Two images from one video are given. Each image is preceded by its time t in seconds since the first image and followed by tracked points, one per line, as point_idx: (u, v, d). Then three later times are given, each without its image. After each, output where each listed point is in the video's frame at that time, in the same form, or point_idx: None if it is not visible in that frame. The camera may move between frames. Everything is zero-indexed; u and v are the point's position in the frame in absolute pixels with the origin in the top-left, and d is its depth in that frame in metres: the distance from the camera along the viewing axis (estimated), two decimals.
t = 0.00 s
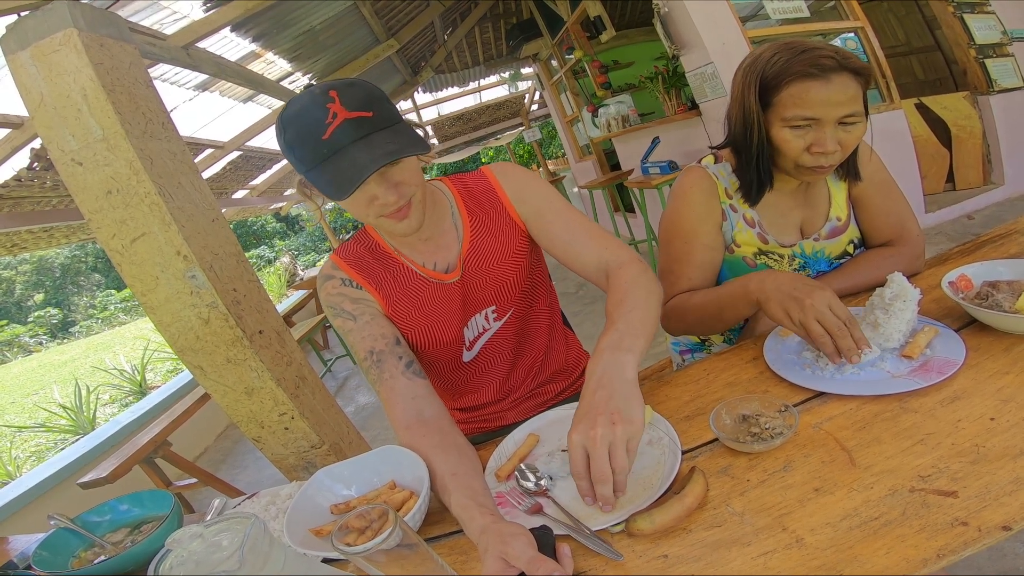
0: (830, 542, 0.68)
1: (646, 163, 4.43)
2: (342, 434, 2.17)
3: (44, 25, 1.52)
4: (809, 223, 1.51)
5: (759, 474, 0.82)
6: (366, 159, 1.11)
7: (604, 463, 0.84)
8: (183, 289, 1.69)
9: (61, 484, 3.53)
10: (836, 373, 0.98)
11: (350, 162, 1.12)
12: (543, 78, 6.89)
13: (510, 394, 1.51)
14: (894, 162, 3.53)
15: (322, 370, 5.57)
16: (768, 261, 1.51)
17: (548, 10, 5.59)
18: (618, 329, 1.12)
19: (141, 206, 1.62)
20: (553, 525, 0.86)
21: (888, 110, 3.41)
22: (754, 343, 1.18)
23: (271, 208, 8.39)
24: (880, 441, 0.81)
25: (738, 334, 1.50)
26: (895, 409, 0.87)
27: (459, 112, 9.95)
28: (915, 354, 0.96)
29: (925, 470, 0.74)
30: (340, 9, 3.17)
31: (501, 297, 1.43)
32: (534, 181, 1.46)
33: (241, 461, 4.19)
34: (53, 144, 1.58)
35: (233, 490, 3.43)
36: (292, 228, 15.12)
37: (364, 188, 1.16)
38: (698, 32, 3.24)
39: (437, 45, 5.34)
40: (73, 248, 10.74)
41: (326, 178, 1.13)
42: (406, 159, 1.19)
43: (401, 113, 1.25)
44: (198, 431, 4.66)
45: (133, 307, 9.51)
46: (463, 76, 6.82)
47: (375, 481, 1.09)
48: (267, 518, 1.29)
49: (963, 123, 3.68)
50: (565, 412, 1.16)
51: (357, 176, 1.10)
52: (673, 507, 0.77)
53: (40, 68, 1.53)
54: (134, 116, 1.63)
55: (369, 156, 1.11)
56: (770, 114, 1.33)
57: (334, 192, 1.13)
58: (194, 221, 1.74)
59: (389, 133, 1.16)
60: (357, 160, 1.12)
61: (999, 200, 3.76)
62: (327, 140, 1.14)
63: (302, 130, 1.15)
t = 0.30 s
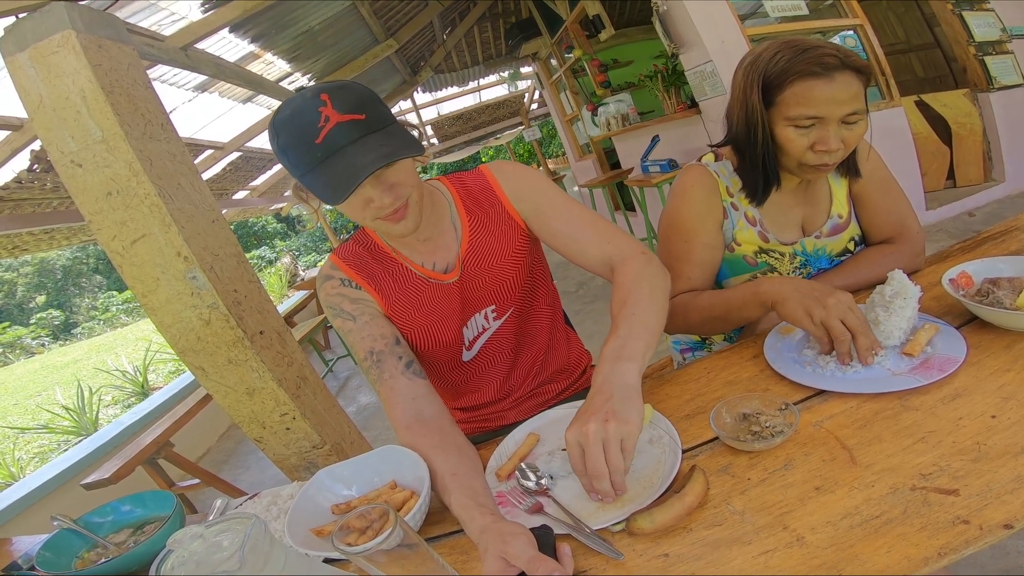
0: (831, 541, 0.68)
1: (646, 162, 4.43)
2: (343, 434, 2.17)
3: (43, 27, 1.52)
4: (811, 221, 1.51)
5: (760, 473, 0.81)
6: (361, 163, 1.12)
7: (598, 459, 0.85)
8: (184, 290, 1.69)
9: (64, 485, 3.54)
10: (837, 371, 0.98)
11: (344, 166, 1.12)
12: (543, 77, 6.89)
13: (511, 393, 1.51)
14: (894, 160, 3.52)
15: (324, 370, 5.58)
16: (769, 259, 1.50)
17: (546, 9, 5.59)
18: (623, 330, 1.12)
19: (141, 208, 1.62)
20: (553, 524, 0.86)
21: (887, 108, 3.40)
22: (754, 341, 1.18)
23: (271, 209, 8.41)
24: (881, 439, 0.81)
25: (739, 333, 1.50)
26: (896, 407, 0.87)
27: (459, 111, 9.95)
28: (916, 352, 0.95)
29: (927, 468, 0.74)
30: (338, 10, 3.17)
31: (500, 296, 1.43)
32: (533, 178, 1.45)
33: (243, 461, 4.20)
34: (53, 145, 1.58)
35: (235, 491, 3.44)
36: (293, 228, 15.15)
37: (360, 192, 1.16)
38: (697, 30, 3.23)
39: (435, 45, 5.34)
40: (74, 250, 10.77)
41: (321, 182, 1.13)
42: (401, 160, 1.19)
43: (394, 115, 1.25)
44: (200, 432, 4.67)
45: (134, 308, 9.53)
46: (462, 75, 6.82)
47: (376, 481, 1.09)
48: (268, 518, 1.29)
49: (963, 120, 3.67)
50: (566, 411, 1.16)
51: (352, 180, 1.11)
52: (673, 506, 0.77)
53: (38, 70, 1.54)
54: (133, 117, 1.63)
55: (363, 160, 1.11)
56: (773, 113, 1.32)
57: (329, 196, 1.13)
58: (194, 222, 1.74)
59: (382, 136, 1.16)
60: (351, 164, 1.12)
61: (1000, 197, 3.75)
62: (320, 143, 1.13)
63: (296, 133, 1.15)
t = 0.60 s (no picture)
0: (835, 538, 0.68)
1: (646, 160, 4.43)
2: (346, 434, 2.18)
3: (44, 28, 1.52)
4: (812, 219, 1.51)
5: (764, 471, 0.81)
6: (360, 165, 1.12)
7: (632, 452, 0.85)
8: (187, 290, 1.70)
9: (68, 486, 3.56)
10: (840, 368, 0.98)
11: (342, 168, 1.12)
12: (542, 76, 6.89)
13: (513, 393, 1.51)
14: (895, 157, 3.51)
15: (326, 370, 5.59)
16: (770, 258, 1.50)
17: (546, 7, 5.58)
18: (631, 332, 1.12)
19: (143, 208, 1.62)
20: (557, 522, 0.87)
21: (888, 106, 3.39)
22: (757, 338, 1.18)
23: (272, 209, 8.42)
24: (885, 437, 0.81)
25: (741, 332, 1.50)
26: (899, 405, 0.87)
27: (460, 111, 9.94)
28: (919, 349, 0.95)
29: (930, 465, 0.74)
30: (337, 10, 3.17)
31: (502, 296, 1.43)
32: (534, 178, 1.45)
33: (246, 461, 4.21)
34: (54, 146, 1.59)
35: (239, 491, 3.45)
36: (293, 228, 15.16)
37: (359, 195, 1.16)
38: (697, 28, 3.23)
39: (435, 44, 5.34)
40: (77, 251, 10.80)
41: (320, 186, 1.14)
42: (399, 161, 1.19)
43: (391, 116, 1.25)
44: (203, 432, 4.68)
45: (137, 309, 9.55)
46: (462, 75, 6.82)
47: (379, 481, 1.10)
48: (272, 518, 1.30)
49: (964, 117, 3.67)
50: (569, 410, 1.16)
51: (351, 182, 1.11)
52: (677, 505, 0.77)
53: (39, 71, 1.54)
54: (134, 118, 1.63)
55: (361, 162, 1.12)
56: (771, 112, 1.32)
57: (328, 199, 1.13)
58: (196, 222, 1.74)
59: (379, 137, 1.16)
60: (350, 166, 1.12)
61: (1002, 194, 3.74)
62: (318, 148, 1.14)
63: (294, 136, 1.16)
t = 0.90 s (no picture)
0: (832, 542, 0.67)
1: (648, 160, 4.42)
2: (346, 434, 2.17)
3: (44, 28, 1.52)
4: (812, 222, 1.50)
5: (761, 473, 0.81)
6: (364, 155, 1.12)
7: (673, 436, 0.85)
8: (187, 290, 1.70)
9: (69, 485, 3.57)
10: (839, 371, 0.97)
11: (345, 161, 1.12)
12: (544, 76, 6.88)
13: (513, 393, 1.50)
14: (898, 157, 3.50)
15: (327, 369, 5.59)
16: (771, 263, 1.50)
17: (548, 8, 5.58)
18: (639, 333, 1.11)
19: (144, 209, 1.62)
20: (553, 524, 0.86)
21: (889, 106, 3.38)
22: (756, 340, 1.17)
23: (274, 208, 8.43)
24: (883, 439, 0.80)
25: (740, 334, 1.50)
26: (898, 407, 0.86)
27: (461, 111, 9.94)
28: (919, 351, 0.94)
29: (929, 468, 0.73)
30: (339, 10, 3.18)
31: (504, 295, 1.42)
32: (536, 178, 1.45)
33: (247, 461, 4.22)
34: (55, 146, 1.59)
35: (239, 490, 3.45)
36: (295, 228, 15.18)
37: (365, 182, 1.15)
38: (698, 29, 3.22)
39: (437, 44, 5.34)
40: (79, 251, 10.85)
41: (325, 176, 1.13)
42: (403, 155, 1.18)
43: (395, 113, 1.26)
44: (204, 432, 4.68)
45: (139, 308, 9.57)
46: (464, 75, 6.82)
47: (377, 482, 1.09)
48: (270, 519, 1.30)
49: (966, 117, 3.65)
50: (568, 411, 1.16)
51: (353, 173, 1.10)
52: (673, 507, 0.76)
53: (40, 71, 1.54)
54: (136, 118, 1.64)
55: (364, 154, 1.11)
56: (767, 115, 1.31)
57: (333, 189, 1.12)
58: (196, 222, 1.74)
59: (384, 129, 1.17)
60: (353, 158, 1.11)
61: (1005, 194, 3.72)
62: (323, 139, 1.14)
63: (298, 132, 1.16)
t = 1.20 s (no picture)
0: (825, 549, 0.66)
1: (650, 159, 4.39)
2: (346, 435, 2.17)
3: (41, 31, 1.52)
4: (812, 227, 1.47)
5: (755, 478, 0.79)
6: (369, 138, 1.11)
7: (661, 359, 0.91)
8: (186, 293, 1.70)
9: (73, 485, 3.59)
10: (836, 373, 0.95)
11: (345, 148, 1.11)
12: (546, 76, 6.86)
13: (511, 394, 1.49)
14: (901, 155, 3.47)
15: (329, 370, 5.61)
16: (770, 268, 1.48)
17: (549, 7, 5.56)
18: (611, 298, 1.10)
19: (142, 211, 1.62)
20: (545, 529, 0.85)
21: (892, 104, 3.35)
22: (753, 342, 1.16)
23: (277, 209, 8.45)
24: (880, 444, 0.79)
25: (739, 336, 1.48)
26: (896, 411, 0.84)
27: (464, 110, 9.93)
28: (918, 353, 0.93)
29: (925, 473, 0.72)
30: (337, 11, 3.18)
31: (502, 293, 1.42)
32: (536, 178, 1.45)
33: (249, 462, 4.23)
34: (54, 149, 1.59)
35: (241, 491, 3.46)
36: (298, 228, 15.21)
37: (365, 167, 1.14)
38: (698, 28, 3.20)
39: (438, 44, 5.33)
40: (84, 252, 10.94)
41: (330, 159, 1.12)
42: (405, 145, 1.19)
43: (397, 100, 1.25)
44: (207, 433, 4.70)
45: (143, 309, 9.62)
46: (465, 75, 6.81)
47: (371, 485, 1.09)
48: (265, 521, 1.29)
49: (970, 115, 3.62)
50: (563, 413, 1.15)
51: (351, 161, 1.10)
52: (665, 512, 0.75)
53: (37, 74, 1.54)
54: (133, 121, 1.64)
55: (361, 141, 1.11)
56: (766, 119, 1.28)
57: (338, 172, 1.12)
58: (195, 225, 1.74)
59: (390, 116, 1.17)
60: (351, 146, 1.11)
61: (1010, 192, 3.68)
62: (329, 123, 1.13)
63: (302, 119, 1.15)
